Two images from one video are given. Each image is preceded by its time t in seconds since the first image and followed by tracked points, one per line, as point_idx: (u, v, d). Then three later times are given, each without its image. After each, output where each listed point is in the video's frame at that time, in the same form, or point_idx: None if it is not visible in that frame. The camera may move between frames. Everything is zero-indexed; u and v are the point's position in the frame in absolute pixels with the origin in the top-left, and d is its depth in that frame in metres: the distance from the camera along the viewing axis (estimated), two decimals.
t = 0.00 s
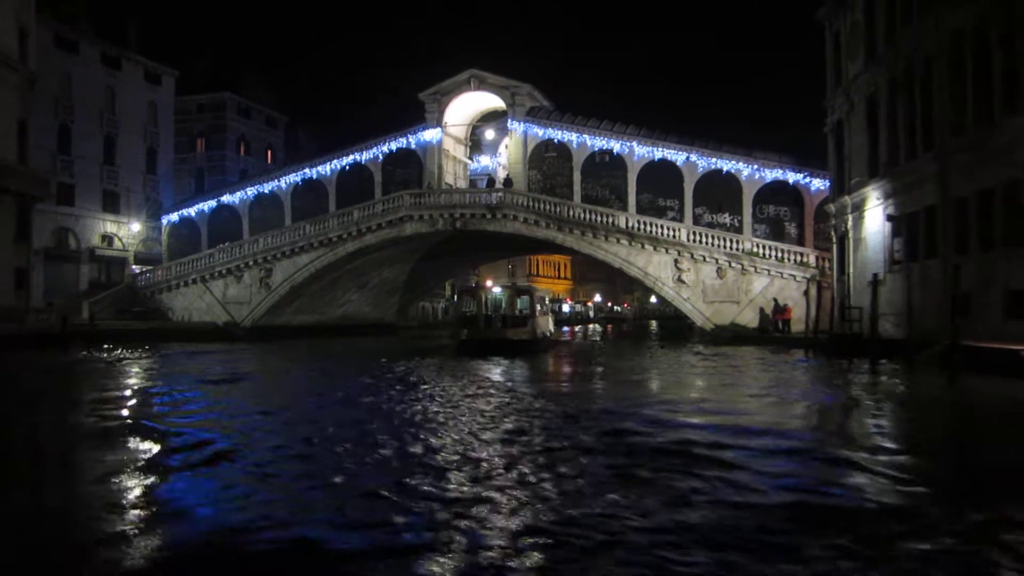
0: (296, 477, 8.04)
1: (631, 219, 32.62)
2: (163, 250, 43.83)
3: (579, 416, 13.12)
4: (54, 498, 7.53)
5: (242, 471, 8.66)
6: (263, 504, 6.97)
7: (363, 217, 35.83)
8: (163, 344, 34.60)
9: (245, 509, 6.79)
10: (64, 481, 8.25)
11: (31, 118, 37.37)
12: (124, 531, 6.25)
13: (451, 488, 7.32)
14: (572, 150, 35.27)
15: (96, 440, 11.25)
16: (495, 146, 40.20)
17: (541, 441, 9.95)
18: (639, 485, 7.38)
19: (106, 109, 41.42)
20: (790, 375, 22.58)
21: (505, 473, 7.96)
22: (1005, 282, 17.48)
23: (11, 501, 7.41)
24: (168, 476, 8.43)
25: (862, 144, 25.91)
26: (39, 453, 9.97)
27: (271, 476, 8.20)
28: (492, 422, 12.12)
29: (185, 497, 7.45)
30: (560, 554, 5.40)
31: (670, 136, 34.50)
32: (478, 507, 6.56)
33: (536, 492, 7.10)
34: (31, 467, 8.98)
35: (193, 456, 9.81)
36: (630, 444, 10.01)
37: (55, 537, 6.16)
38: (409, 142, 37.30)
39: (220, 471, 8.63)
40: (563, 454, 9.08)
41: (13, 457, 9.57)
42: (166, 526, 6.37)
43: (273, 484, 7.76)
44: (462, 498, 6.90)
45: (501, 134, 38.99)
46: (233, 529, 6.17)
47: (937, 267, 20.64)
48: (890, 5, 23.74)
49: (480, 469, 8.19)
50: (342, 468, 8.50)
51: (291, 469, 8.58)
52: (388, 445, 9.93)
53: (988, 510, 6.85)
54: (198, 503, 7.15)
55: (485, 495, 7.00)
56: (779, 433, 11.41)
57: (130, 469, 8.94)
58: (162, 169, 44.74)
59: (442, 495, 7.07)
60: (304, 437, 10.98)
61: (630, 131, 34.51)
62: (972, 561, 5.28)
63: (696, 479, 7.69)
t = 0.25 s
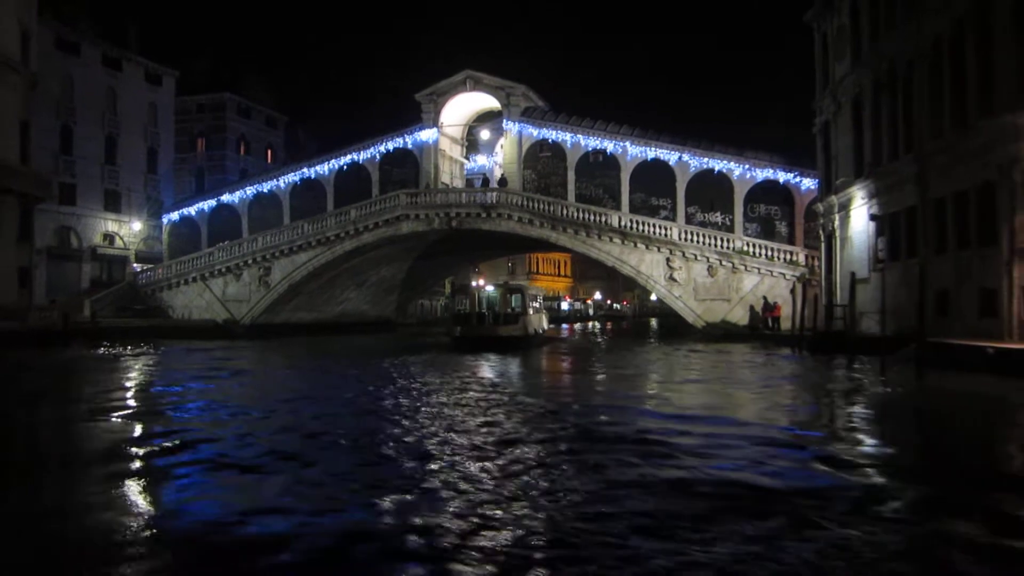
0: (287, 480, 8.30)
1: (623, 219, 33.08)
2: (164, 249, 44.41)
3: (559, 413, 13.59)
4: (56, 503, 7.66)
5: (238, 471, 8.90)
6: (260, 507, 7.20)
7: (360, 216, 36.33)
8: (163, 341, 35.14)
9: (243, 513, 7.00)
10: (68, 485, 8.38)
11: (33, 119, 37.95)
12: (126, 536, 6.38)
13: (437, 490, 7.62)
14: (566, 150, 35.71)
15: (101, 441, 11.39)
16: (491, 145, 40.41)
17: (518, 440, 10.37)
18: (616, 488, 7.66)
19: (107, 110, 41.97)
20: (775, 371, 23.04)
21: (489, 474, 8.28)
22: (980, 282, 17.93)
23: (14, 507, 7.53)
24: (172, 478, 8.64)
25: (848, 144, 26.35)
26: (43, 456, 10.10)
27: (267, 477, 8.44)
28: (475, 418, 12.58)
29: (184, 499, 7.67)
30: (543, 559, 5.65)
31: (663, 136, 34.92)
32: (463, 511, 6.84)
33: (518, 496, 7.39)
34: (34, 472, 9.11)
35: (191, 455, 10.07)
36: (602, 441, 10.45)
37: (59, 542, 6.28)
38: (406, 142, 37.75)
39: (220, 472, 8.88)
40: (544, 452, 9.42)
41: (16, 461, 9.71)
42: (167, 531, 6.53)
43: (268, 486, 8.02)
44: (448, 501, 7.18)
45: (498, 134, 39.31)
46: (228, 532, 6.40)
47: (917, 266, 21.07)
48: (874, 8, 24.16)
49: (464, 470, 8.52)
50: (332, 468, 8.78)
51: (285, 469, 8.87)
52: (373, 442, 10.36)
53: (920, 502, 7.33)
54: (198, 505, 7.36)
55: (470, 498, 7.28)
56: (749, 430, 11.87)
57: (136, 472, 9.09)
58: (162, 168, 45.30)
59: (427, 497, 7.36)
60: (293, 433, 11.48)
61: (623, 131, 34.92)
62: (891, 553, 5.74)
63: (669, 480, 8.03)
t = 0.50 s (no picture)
0: (277, 474, 8.51)
1: (617, 217, 33.55)
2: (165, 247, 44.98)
3: (543, 408, 14.04)
4: (54, 499, 7.67)
5: (231, 464, 9.21)
6: (250, 501, 7.34)
7: (358, 215, 36.82)
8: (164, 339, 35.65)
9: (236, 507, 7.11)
10: (67, 483, 8.36)
11: (36, 120, 38.52)
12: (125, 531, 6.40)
13: (420, 482, 7.84)
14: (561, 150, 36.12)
15: (100, 440, 11.40)
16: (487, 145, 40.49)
17: (497, 434, 10.72)
18: (593, 479, 7.94)
19: (109, 110, 42.50)
20: (763, 367, 23.49)
21: (470, 467, 8.51)
22: (957, 280, 18.35)
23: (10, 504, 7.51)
24: (168, 473, 8.74)
25: (836, 144, 26.76)
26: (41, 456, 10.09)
27: (258, 472, 8.60)
28: (460, 413, 13.01)
29: (178, 493, 7.81)
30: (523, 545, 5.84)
31: (657, 136, 35.33)
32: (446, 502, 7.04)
33: (498, 487, 7.61)
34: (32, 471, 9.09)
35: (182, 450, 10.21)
36: (577, 434, 10.86)
37: (57, 536, 6.26)
38: (403, 141, 38.20)
39: (213, 466, 9.01)
40: (523, 445, 9.69)
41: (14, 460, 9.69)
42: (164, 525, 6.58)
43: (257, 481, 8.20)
44: (432, 493, 7.43)
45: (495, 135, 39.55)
46: (219, 524, 6.55)
47: (900, 264, 21.49)
48: (859, 11, 24.58)
49: (446, 463, 8.75)
50: (321, 462, 9.00)
51: (273, 463, 9.06)
52: (360, 436, 10.76)
53: (864, 490, 7.77)
54: (193, 500, 7.45)
55: (452, 491, 7.48)
56: (722, 424, 12.32)
57: (134, 469, 9.09)
58: (164, 168, 45.84)
59: (411, 489, 7.57)
60: (282, 427, 11.96)
61: (617, 131, 35.32)
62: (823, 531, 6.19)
63: (644, 471, 8.28)
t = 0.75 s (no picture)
0: (271, 465, 8.97)
1: (612, 217, 34.03)
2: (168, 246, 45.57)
3: (529, 403, 14.54)
4: (62, 496, 7.85)
5: (226, 457, 9.69)
6: (248, 495, 7.55)
7: (358, 215, 37.32)
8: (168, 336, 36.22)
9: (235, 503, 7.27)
10: (71, 485, 8.33)
11: (40, 121, 39.12)
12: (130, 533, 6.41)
13: (411, 476, 8.10)
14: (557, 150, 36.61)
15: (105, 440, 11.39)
16: (485, 145, 41.01)
17: (480, 428, 11.12)
18: (567, 469, 8.39)
19: (112, 111, 43.09)
20: (752, 363, 23.94)
21: (458, 461, 8.79)
22: (937, 278, 18.77)
23: (20, 502, 7.65)
24: (172, 469, 8.99)
25: (825, 144, 27.21)
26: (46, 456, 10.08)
27: (254, 466, 8.97)
28: (446, 409, 13.50)
29: (180, 489, 7.99)
30: (511, 535, 6.08)
31: (652, 136, 35.78)
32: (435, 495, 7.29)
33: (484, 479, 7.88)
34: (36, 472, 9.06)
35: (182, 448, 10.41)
36: (555, 428, 11.31)
37: (61, 541, 6.23)
38: (402, 142, 38.71)
39: (213, 464, 9.17)
40: (506, 439, 10.04)
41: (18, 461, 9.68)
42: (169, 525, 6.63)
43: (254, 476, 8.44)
44: (416, 482, 7.86)
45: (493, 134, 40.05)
46: (220, 516, 6.85)
47: (885, 263, 21.93)
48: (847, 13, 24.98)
49: (434, 458, 9.05)
50: (313, 456, 9.38)
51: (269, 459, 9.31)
52: (350, 431, 11.24)
53: (816, 478, 8.24)
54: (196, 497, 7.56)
55: (440, 483, 7.77)
56: (699, 420, 12.81)
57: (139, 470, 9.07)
58: (167, 168, 46.44)
59: (403, 483, 7.83)
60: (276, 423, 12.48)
61: (613, 131, 35.77)
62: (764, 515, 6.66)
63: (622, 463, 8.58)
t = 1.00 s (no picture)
0: (264, 460, 9.46)
1: (608, 216, 34.49)
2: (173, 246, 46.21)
3: (516, 400, 15.03)
4: (72, 496, 8.04)
5: (221, 451, 10.19)
6: (245, 499, 7.70)
7: (359, 215, 37.84)
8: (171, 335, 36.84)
9: (235, 507, 7.36)
10: (72, 491, 8.26)
11: (46, 124, 39.77)
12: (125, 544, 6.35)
13: (394, 472, 8.58)
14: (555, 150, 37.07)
15: (112, 441, 11.35)
16: (485, 145, 41.49)
17: (466, 428, 11.49)
18: (543, 464, 8.86)
19: (117, 113, 43.71)
20: (741, 361, 24.41)
21: (446, 462, 9.04)
22: (919, 277, 19.21)
23: (29, 500, 7.85)
24: (176, 467, 9.27)
25: (816, 145, 27.59)
26: (50, 458, 10.03)
27: (247, 461, 9.46)
28: (436, 407, 14.01)
29: (183, 488, 8.29)
30: (488, 532, 6.37)
31: (648, 136, 36.21)
32: (425, 497, 7.50)
33: (472, 480, 8.11)
34: (38, 475, 9.00)
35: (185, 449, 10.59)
36: (535, 427, 11.73)
37: (54, 553, 6.15)
38: (402, 143, 39.22)
39: (216, 466, 9.30)
40: (488, 436, 10.54)
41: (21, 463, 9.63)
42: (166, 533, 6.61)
43: (252, 478, 8.63)
44: (397, 476, 8.34)
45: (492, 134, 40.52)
46: (217, 511, 7.23)
47: (871, 262, 22.36)
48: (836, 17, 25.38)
49: (418, 454, 9.55)
50: (304, 452, 9.88)
51: (266, 460, 9.51)
52: (340, 427, 11.75)
53: (776, 471, 8.71)
54: (196, 503, 7.61)
55: (430, 484, 8.00)
56: (678, 416, 13.30)
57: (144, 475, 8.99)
58: (171, 169, 47.06)
59: (385, 478, 8.31)
60: (269, 421, 12.98)
61: (610, 132, 36.22)
62: (715, 509, 7.08)
63: (604, 463, 8.86)
